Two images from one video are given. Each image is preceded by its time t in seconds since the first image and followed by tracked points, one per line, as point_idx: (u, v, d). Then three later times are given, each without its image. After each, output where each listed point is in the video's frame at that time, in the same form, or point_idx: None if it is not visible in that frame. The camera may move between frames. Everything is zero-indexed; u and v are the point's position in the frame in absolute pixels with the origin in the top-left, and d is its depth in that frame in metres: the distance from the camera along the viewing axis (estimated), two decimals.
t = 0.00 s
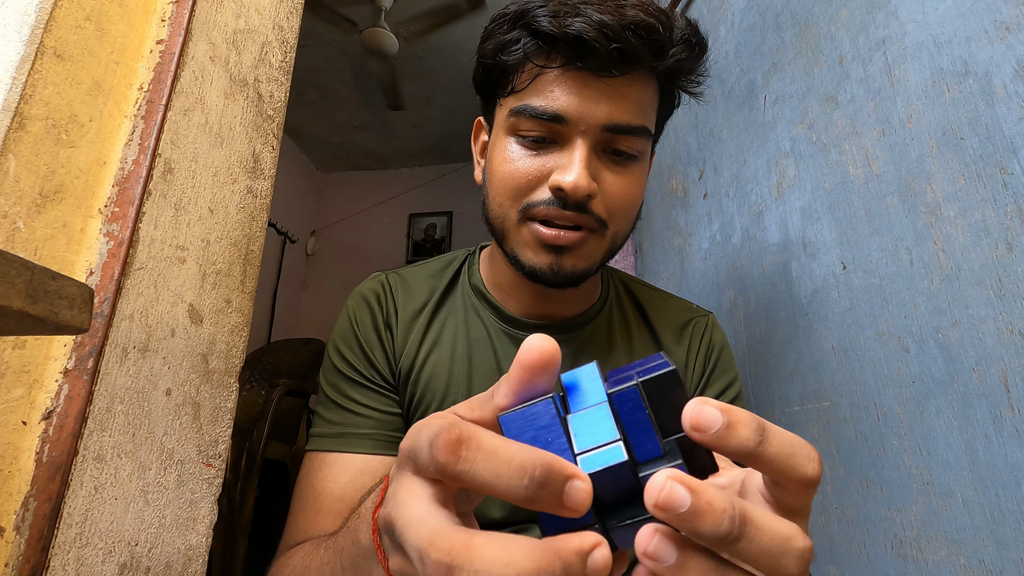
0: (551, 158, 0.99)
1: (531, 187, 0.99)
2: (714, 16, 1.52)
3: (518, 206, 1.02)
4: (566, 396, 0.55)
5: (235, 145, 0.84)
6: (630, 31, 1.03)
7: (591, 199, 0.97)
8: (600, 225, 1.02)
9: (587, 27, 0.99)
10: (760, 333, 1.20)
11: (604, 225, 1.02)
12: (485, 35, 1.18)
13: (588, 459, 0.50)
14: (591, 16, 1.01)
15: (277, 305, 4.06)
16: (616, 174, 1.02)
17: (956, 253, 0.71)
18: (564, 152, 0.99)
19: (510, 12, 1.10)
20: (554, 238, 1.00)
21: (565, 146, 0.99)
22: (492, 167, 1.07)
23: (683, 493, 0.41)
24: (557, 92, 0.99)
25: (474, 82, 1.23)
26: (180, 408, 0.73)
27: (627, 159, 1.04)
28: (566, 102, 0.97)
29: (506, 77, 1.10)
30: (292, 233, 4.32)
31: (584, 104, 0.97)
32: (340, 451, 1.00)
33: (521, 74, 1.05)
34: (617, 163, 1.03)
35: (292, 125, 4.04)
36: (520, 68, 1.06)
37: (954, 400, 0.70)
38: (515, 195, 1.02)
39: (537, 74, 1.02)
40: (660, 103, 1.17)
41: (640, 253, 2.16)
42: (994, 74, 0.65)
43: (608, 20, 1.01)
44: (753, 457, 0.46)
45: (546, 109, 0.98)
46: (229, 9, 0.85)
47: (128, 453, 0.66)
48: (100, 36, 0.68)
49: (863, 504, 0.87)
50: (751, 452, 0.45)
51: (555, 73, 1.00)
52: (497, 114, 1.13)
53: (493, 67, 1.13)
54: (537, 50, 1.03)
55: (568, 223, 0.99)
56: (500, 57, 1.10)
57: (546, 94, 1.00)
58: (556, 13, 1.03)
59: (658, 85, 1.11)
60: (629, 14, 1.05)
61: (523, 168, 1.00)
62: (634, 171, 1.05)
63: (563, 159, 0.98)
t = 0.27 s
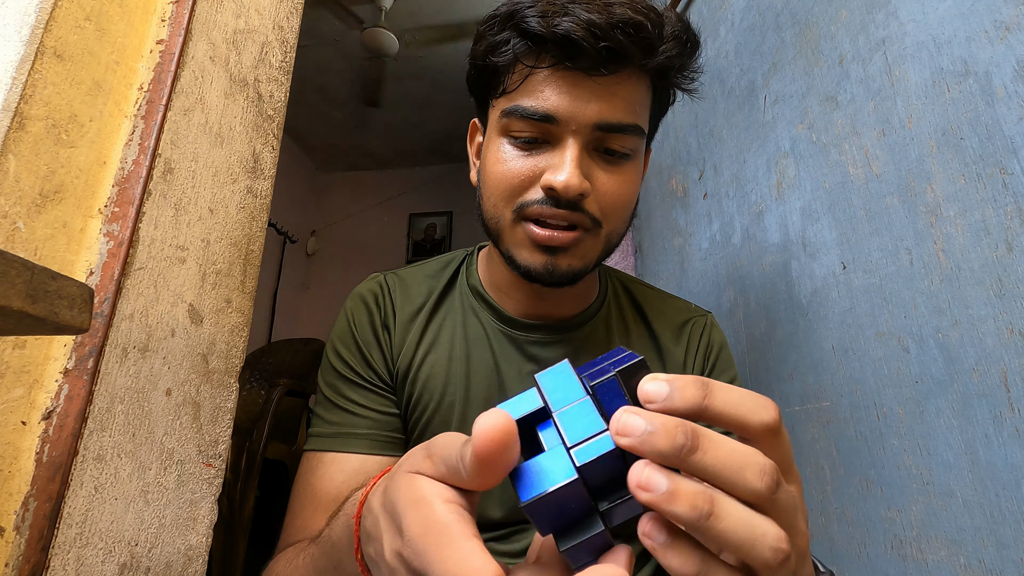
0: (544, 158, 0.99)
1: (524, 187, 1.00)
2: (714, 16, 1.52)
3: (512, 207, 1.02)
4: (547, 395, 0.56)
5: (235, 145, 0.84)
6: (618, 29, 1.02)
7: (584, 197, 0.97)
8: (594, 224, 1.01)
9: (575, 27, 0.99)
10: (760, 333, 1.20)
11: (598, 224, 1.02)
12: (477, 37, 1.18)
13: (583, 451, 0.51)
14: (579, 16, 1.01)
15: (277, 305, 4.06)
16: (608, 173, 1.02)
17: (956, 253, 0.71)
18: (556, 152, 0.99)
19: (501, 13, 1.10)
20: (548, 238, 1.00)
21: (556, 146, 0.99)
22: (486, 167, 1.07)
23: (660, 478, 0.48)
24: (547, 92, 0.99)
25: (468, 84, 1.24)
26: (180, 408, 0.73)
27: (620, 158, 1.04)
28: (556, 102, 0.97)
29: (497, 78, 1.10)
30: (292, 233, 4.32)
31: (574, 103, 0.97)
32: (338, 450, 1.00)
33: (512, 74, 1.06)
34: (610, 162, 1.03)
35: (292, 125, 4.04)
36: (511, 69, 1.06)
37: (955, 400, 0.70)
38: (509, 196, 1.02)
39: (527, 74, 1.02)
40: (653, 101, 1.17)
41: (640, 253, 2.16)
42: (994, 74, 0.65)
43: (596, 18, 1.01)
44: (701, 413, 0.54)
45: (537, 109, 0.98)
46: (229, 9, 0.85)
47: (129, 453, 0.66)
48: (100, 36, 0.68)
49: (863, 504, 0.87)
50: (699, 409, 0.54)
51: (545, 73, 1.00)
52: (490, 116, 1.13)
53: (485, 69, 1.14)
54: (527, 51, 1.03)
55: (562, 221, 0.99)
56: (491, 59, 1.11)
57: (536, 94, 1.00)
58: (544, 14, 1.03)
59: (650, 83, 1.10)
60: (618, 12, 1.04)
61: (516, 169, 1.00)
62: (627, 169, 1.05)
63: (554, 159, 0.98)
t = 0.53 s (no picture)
0: (542, 159, 0.99)
1: (523, 188, 1.00)
2: (714, 16, 1.52)
3: (510, 207, 1.02)
4: (563, 442, 0.54)
5: (235, 145, 0.84)
6: (615, 30, 1.02)
7: (583, 197, 0.97)
8: (593, 223, 1.01)
9: (572, 27, 0.99)
10: (760, 333, 1.20)
11: (597, 223, 1.02)
12: (473, 38, 1.18)
13: (608, 498, 0.49)
14: (575, 16, 1.01)
15: (277, 305, 4.06)
16: (607, 173, 1.02)
17: (956, 253, 0.71)
18: (554, 153, 0.99)
19: (497, 14, 1.10)
20: (549, 237, 1.00)
21: (554, 147, 0.99)
22: (484, 168, 1.07)
23: (642, 529, 0.47)
24: (544, 93, 0.99)
25: (465, 85, 1.23)
26: (180, 408, 0.73)
27: (617, 158, 1.03)
28: (554, 103, 0.98)
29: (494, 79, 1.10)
30: (292, 233, 4.32)
31: (572, 104, 0.97)
32: (333, 451, 1.00)
33: (509, 76, 1.06)
34: (608, 162, 1.03)
35: (292, 125, 4.04)
36: (508, 70, 1.06)
37: (955, 400, 0.70)
38: (507, 197, 1.02)
39: (524, 76, 1.02)
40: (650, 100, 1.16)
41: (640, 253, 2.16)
42: (994, 74, 0.65)
43: (593, 19, 1.01)
44: (734, 428, 0.51)
45: (534, 110, 0.98)
46: (229, 9, 0.85)
47: (129, 453, 0.66)
48: (100, 36, 0.68)
49: (863, 504, 0.87)
50: (732, 424, 0.50)
51: (542, 74, 1.00)
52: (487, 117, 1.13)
53: (482, 71, 1.14)
54: (524, 52, 1.03)
55: (562, 222, 1.00)
56: (488, 60, 1.11)
57: (534, 96, 1.00)
58: (541, 15, 1.03)
59: (647, 83, 1.10)
60: (614, 12, 1.04)
61: (514, 170, 1.00)
62: (624, 168, 1.05)
63: (553, 160, 0.98)
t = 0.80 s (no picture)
0: (540, 163, 0.99)
1: (522, 193, 1.00)
2: (714, 16, 1.52)
3: (510, 212, 1.02)
4: (581, 438, 0.56)
5: (235, 146, 0.84)
6: (612, 33, 1.02)
7: (582, 201, 0.97)
8: (592, 227, 1.02)
9: (569, 32, 0.98)
10: (760, 333, 1.20)
11: (595, 227, 1.02)
12: (471, 41, 1.18)
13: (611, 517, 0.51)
14: (573, 21, 1.00)
15: (277, 305, 4.06)
16: (605, 176, 1.02)
17: (956, 253, 0.71)
18: (552, 157, 0.99)
19: (494, 17, 1.09)
20: (547, 242, 1.00)
21: (552, 151, 0.99)
22: (484, 172, 1.07)
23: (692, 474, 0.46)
24: (543, 98, 0.99)
25: (463, 88, 1.23)
26: (180, 408, 0.73)
27: (616, 160, 1.04)
28: (552, 107, 0.97)
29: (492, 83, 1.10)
30: (292, 233, 4.32)
31: (570, 108, 0.97)
32: (329, 447, 1.01)
33: (507, 80, 1.06)
34: (607, 165, 1.03)
35: (292, 125, 4.04)
36: (506, 75, 1.06)
37: (955, 400, 0.70)
38: (507, 202, 1.02)
39: (522, 80, 1.02)
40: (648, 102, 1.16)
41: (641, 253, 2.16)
42: (994, 74, 0.65)
43: (590, 23, 1.00)
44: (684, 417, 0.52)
45: (532, 114, 0.98)
46: (229, 9, 0.85)
47: (129, 453, 0.66)
48: (100, 36, 0.68)
49: (863, 504, 0.87)
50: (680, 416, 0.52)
51: (540, 78, 1.00)
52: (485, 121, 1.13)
53: (479, 74, 1.13)
54: (521, 57, 1.03)
55: (561, 225, 1.00)
56: (486, 64, 1.11)
57: (532, 100, 1.00)
58: (539, 18, 1.02)
59: (645, 85, 1.10)
60: (612, 16, 1.04)
61: (513, 175, 1.00)
62: (622, 171, 1.05)
63: (551, 164, 0.98)
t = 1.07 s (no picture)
0: (544, 163, 0.99)
1: (525, 192, 1.00)
2: (714, 16, 1.52)
3: (513, 211, 1.02)
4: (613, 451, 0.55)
5: (235, 145, 0.84)
6: (617, 32, 1.01)
7: (585, 202, 0.97)
8: (596, 227, 1.01)
9: (574, 31, 0.98)
10: (760, 333, 1.20)
11: (599, 227, 1.02)
12: (472, 40, 1.18)
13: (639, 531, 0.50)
14: (577, 20, 1.00)
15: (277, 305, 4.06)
16: (609, 177, 1.02)
17: (956, 253, 0.71)
18: (556, 157, 0.99)
19: (497, 15, 1.09)
20: (551, 241, 1.00)
21: (556, 151, 0.99)
22: (485, 172, 1.07)
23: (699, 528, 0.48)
24: (546, 98, 0.99)
25: (465, 87, 1.23)
26: (180, 408, 0.73)
27: (620, 161, 1.03)
28: (556, 107, 0.97)
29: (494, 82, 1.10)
30: (292, 233, 4.31)
31: (574, 108, 0.97)
32: (329, 450, 1.01)
33: (510, 79, 1.06)
34: (611, 166, 1.03)
35: (292, 125, 4.04)
36: (509, 73, 1.06)
37: (954, 400, 0.70)
38: (510, 201, 1.02)
39: (526, 79, 1.02)
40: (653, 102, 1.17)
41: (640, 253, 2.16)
42: (994, 74, 0.65)
43: (595, 22, 1.00)
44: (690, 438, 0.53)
45: (536, 114, 0.98)
46: (229, 9, 0.85)
47: (129, 453, 0.66)
48: (100, 36, 0.68)
49: (863, 504, 0.87)
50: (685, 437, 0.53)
51: (544, 78, 1.00)
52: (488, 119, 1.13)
53: (481, 73, 1.13)
54: (525, 55, 1.03)
55: (566, 224, 1.00)
56: (488, 63, 1.10)
57: (536, 99, 0.99)
58: (543, 17, 1.02)
59: (649, 85, 1.10)
60: (616, 15, 1.03)
61: (517, 174, 1.00)
62: (626, 172, 1.05)
63: (555, 164, 0.98)
